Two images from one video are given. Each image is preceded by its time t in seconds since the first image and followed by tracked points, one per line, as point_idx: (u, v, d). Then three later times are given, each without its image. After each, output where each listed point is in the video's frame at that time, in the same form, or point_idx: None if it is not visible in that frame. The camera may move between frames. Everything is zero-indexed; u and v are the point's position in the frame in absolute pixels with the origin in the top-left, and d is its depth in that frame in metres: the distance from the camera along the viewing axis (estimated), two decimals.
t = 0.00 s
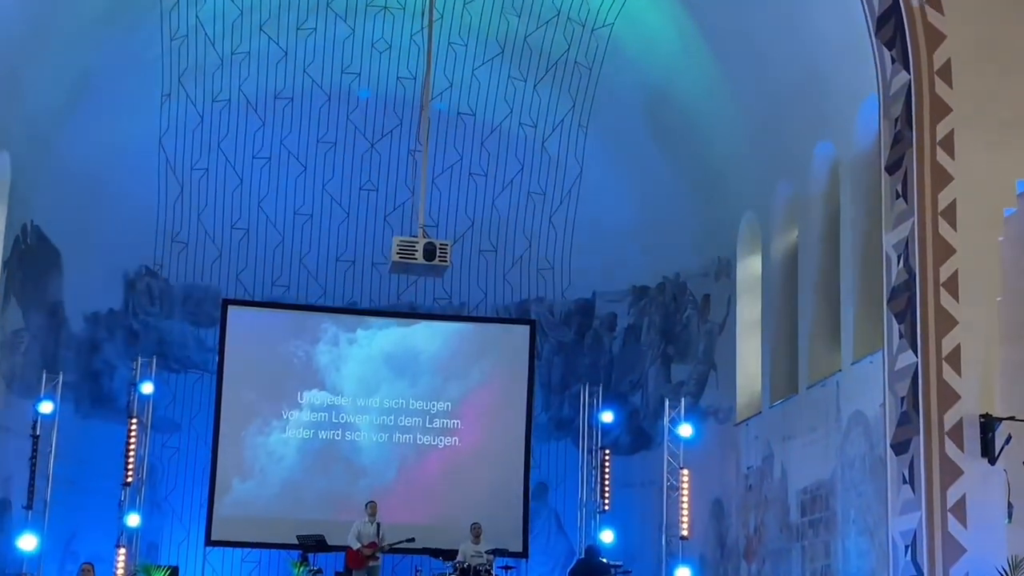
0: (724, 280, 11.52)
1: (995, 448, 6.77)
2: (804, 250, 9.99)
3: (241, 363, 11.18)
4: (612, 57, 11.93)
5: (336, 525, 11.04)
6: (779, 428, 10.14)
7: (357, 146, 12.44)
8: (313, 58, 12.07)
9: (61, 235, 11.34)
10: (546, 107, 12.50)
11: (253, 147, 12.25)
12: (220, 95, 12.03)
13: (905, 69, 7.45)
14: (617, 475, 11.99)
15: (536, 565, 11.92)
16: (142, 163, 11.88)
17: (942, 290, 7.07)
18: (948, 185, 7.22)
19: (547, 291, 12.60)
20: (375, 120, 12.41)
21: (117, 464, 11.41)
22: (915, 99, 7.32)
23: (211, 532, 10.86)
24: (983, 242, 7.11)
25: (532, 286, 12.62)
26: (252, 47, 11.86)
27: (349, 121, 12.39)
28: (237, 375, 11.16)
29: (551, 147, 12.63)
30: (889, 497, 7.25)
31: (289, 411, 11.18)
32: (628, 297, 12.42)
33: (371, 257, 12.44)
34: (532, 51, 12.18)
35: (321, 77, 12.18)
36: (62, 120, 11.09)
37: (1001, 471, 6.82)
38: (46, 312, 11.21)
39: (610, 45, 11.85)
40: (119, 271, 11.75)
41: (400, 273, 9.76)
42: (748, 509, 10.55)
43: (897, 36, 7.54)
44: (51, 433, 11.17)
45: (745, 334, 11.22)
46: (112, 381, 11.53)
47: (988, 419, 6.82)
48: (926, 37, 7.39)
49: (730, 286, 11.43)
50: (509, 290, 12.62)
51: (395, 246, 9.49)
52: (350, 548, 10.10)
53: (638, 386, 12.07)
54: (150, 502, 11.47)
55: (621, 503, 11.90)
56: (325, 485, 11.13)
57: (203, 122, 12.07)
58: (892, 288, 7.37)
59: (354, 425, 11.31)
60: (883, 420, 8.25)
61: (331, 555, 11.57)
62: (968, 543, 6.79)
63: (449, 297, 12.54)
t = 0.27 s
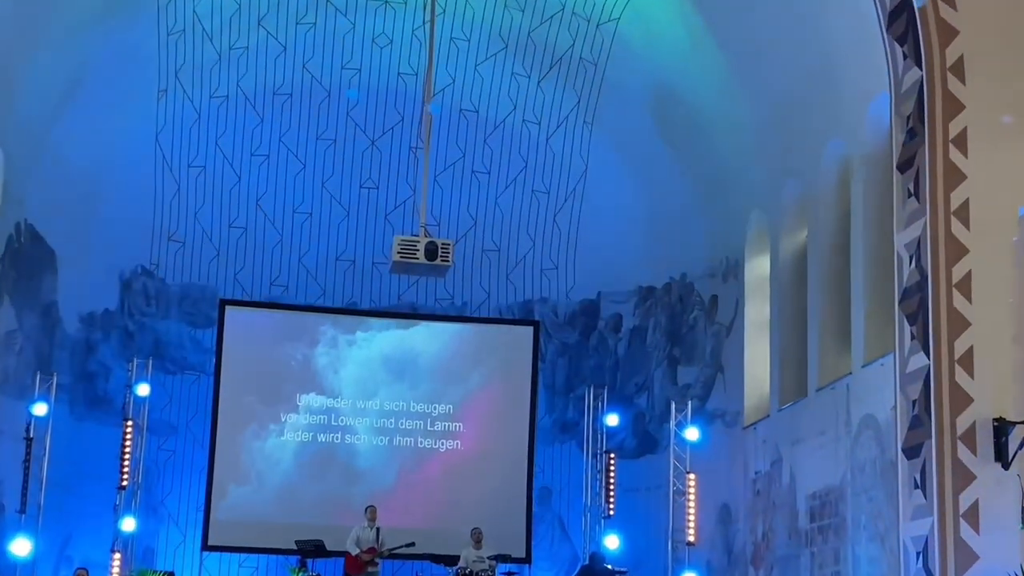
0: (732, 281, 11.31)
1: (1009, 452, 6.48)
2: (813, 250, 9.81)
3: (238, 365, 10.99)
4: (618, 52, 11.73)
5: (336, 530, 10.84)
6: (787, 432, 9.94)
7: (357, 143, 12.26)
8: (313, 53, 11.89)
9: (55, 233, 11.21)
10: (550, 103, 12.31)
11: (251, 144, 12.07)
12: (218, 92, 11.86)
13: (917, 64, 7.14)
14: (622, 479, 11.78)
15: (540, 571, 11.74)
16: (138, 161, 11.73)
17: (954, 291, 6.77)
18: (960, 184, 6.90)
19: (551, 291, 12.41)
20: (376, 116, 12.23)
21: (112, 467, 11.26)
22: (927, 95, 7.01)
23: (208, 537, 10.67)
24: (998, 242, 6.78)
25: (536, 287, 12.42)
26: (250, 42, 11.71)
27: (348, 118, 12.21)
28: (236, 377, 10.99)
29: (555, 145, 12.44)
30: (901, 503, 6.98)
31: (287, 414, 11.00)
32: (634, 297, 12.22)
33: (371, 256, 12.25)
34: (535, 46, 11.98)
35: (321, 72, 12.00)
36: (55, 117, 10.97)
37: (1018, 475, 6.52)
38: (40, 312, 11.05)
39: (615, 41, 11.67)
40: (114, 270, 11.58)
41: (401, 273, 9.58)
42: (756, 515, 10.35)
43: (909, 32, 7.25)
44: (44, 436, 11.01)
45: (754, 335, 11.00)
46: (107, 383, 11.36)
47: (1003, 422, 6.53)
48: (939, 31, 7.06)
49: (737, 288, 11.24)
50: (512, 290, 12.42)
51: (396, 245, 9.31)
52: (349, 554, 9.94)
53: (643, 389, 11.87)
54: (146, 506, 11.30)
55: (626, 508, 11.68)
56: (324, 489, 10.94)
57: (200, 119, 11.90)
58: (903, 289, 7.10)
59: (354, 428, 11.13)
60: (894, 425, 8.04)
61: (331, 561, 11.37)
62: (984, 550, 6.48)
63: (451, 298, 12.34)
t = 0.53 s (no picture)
0: (737, 283, 11.22)
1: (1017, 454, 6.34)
2: (819, 252, 9.74)
3: (236, 367, 10.90)
4: (622, 51, 11.62)
5: (337, 533, 10.75)
6: (793, 435, 9.84)
7: (358, 143, 12.18)
8: (313, 52, 11.77)
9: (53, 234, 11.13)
10: (553, 102, 12.20)
11: (251, 144, 12.00)
12: (218, 90, 11.76)
13: (925, 64, 6.99)
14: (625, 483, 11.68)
15: None
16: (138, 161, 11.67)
17: (963, 293, 6.63)
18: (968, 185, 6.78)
19: (554, 292, 12.32)
20: (377, 115, 12.14)
21: (111, 469, 11.17)
22: (935, 96, 6.87)
23: (207, 541, 10.57)
24: (1007, 243, 6.67)
25: (539, 288, 12.34)
26: (251, 40, 11.60)
27: (350, 118, 12.11)
28: (236, 380, 10.90)
29: (558, 144, 12.34)
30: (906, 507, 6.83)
31: (286, 417, 10.91)
32: (638, 299, 12.13)
33: (373, 256, 12.19)
34: (539, 45, 11.84)
35: (321, 71, 11.89)
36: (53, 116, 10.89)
37: None
38: (38, 313, 10.93)
39: (620, 40, 11.55)
40: (113, 271, 11.53)
41: (403, 273, 9.47)
42: (761, 519, 10.25)
43: (916, 32, 7.10)
44: (42, 440, 10.88)
45: (759, 337, 10.88)
46: (106, 385, 11.28)
47: (1011, 424, 6.39)
48: (947, 30, 6.93)
49: (743, 288, 11.12)
50: (515, 291, 12.33)
51: (397, 246, 9.21)
52: (349, 557, 9.88)
53: (648, 391, 11.80)
54: (144, 509, 11.21)
55: (630, 512, 11.57)
56: (324, 492, 10.84)
57: (200, 118, 11.81)
58: (910, 291, 6.95)
59: (354, 431, 11.03)
60: (900, 428, 7.94)
61: (332, 565, 11.27)
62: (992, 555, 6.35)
63: (453, 299, 12.24)
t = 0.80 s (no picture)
0: (743, 284, 11.08)
1: None
2: (825, 253, 9.60)
3: (234, 369, 10.77)
4: (627, 49, 11.44)
5: (337, 537, 10.62)
6: (800, 439, 9.71)
7: (359, 141, 12.07)
8: (313, 50, 11.63)
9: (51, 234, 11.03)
10: (557, 101, 12.07)
11: (251, 142, 11.89)
12: (217, 88, 11.65)
13: (934, 62, 6.49)
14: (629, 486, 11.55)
15: None
16: (135, 160, 11.57)
17: (972, 295, 6.12)
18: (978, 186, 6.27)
19: (557, 293, 12.19)
20: (378, 114, 12.01)
21: (107, 472, 11.07)
22: (943, 93, 6.37)
23: (205, 545, 10.43)
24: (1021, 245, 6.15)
25: (542, 288, 12.21)
26: (250, 38, 11.46)
27: (350, 116, 11.99)
28: (235, 382, 10.77)
29: (562, 143, 12.22)
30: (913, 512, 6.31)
31: (284, 420, 10.78)
32: (642, 300, 11.98)
33: (373, 257, 12.08)
34: (542, 42, 11.71)
35: (321, 69, 11.76)
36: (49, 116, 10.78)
37: None
38: (33, 314, 10.80)
39: (625, 38, 11.37)
40: (110, 272, 11.43)
41: (404, 275, 9.32)
42: (767, 523, 10.14)
43: (924, 28, 6.61)
44: (39, 442, 10.77)
45: (766, 339, 10.82)
46: (103, 386, 11.17)
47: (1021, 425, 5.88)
48: (956, 24, 6.42)
49: (748, 290, 11.04)
50: (517, 292, 12.20)
51: (399, 247, 9.06)
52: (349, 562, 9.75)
53: (652, 394, 11.64)
54: (141, 512, 11.10)
55: (634, 515, 11.43)
56: (323, 496, 10.71)
57: (199, 117, 11.71)
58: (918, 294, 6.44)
59: (354, 434, 10.90)
60: (909, 432, 7.78)
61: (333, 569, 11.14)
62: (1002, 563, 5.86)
63: (454, 300, 12.12)
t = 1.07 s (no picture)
0: (749, 285, 10.93)
1: None
2: (832, 253, 9.46)
3: (231, 372, 10.63)
4: (631, 47, 11.31)
5: (337, 542, 10.48)
6: (807, 443, 9.55)
7: (360, 140, 11.94)
8: (313, 47, 11.51)
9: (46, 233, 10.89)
10: (560, 99, 11.94)
11: (250, 141, 11.79)
12: (216, 86, 11.54)
13: (945, 61, 6.17)
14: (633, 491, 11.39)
15: None
16: (132, 159, 11.46)
17: (981, 296, 5.83)
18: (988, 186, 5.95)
19: (560, 294, 12.05)
20: (378, 112, 11.89)
21: (103, 476, 10.93)
22: (954, 92, 6.04)
23: (203, 550, 10.27)
24: None
25: (545, 289, 12.07)
26: (249, 35, 11.34)
27: (350, 115, 11.87)
28: (233, 385, 10.63)
29: (565, 141, 12.08)
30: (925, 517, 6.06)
31: (282, 424, 10.63)
32: (647, 302, 11.83)
33: (373, 257, 11.94)
34: (545, 39, 11.58)
35: (321, 66, 11.65)
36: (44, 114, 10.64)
37: None
38: (28, 315, 10.68)
39: (629, 35, 11.25)
40: (106, 272, 11.30)
41: (404, 275, 9.17)
42: (774, 528, 10.00)
43: (935, 25, 6.27)
44: (32, 446, 10.69)
45: (772, 340, 10.64)
46: (99, 389, 11.04)
47: None
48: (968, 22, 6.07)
49: (755, 291, 10.84)
50: (519, 293, 12.08)
51: (400, 246, 8.92)
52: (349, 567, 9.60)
53: (656, 397, 11.50)
54: (137, 517, 10.96)
55: (637, 520, 11.30)
56: (323, 501, 10.57)
57: (197, 115, 11.60)
58: (928, 294, 6.17)
59: (354, 438, 10.76)
60: (919, 436, 7.63)
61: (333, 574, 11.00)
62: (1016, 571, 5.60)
63: (455, 301, 12.00)
